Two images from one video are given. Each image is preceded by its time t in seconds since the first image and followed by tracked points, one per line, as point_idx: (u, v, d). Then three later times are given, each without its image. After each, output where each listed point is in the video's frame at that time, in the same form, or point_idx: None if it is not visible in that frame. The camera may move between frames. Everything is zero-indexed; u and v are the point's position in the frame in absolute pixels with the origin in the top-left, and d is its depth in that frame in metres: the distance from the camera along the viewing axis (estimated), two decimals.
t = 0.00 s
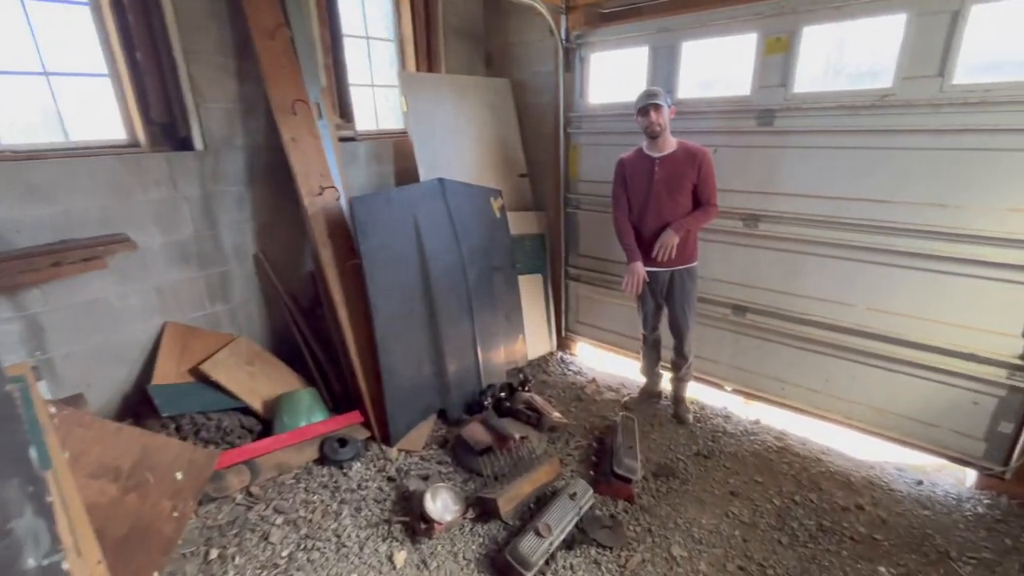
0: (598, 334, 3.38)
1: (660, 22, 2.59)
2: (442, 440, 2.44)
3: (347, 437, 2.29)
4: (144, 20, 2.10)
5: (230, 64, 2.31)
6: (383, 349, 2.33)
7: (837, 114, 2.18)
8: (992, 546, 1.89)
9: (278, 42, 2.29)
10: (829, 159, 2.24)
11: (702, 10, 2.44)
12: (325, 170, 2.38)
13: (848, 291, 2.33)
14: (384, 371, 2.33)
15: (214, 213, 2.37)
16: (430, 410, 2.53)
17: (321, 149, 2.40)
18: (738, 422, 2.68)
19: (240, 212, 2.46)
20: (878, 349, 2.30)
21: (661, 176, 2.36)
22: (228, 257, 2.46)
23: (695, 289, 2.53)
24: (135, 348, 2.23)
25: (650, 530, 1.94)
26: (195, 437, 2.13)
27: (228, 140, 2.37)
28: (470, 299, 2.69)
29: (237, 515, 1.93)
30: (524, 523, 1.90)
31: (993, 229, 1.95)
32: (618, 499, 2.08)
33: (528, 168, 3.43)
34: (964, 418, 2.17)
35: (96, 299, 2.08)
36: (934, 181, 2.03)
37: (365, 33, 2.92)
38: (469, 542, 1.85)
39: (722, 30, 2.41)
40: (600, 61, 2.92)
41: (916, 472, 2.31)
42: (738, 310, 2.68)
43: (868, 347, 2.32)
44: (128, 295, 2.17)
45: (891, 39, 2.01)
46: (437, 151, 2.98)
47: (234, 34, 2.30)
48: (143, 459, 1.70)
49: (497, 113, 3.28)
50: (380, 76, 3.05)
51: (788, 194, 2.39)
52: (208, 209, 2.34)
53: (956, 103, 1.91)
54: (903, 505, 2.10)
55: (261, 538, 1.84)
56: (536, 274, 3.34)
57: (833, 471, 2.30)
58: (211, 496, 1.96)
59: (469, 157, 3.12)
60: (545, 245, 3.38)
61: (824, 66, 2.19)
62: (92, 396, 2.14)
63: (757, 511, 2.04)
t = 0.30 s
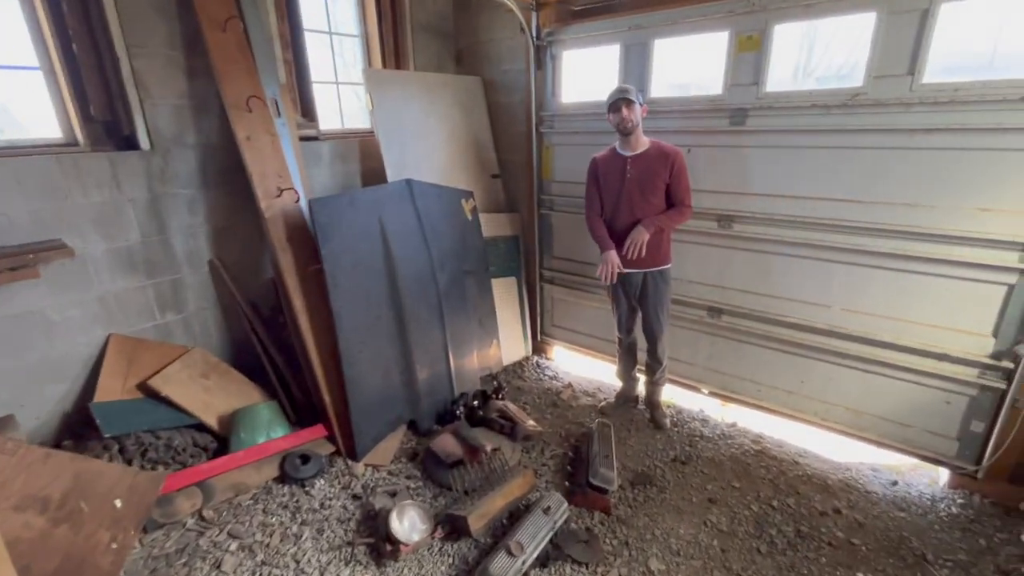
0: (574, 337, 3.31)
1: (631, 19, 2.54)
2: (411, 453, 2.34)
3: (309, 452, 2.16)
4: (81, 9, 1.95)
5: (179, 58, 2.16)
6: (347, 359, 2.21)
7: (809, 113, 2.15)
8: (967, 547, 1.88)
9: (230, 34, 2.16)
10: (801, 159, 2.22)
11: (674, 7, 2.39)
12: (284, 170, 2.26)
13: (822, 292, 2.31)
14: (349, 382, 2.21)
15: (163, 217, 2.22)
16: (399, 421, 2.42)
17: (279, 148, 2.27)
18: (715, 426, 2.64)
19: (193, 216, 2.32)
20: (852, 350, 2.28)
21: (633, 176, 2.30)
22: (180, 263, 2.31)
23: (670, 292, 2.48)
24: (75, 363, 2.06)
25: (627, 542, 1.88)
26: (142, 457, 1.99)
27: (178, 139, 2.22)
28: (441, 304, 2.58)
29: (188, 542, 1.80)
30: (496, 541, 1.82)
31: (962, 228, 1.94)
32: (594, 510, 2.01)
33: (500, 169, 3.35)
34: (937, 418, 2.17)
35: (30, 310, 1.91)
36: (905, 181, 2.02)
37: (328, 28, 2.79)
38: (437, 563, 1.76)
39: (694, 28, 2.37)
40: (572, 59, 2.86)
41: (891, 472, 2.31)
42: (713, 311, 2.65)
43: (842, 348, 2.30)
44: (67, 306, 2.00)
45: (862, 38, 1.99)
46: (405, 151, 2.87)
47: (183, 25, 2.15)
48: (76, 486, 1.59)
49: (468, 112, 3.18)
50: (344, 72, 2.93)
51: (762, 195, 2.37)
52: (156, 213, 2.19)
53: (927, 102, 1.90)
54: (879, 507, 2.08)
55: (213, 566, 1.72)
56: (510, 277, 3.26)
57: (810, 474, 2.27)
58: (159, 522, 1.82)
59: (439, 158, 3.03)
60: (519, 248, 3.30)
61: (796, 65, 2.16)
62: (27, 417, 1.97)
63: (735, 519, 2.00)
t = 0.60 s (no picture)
0: (555, 345, 3.24)
1: (610, 21, 2.49)
2: (383, 468, 2.25)
3: (274, 469, 2.06)
4: (29, 3, 1.84)
5: (136, 56, 2.06)
6: (314, 371, 2.11)
7: (790, 118, 2.12)
8: (951, 562, 1.83)
9: (191, 32, 2.07)
10: (781, 165, 2.18)
11: (653, 9, 2.35)
12: (249, 174, 2.16)
13: (803, 299, 2.27)
14: (316, 395, 2.11)
15: (120, 222, 2.11)
16: (371, 434, 2.33)
17: (244, 151, 2.18)
18: (697, 436, 2.58)
19: (153, 221, 2.21)
20: (834, 359, 2.24)
21: (612, 180, 2.25)
22: (138, 271, 2.20)
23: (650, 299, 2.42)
24: (22, 377, 1.94)
25: (604, 562, 1.80)
26: (91, 477, 1.87)
27: (136, 141, 2.12)
28: (416, 312, 2.50)
29: (137, 568, 1.69)
30: (466, 563, 1.74)
31: (942, 235, 1.91)
32: (571, 527, 1.94)
33: (479, 173, 3.28)
34: (920, 428, 2.13)
35: None
36: (885, 186, 1.98)
37: (301, 27, 2.70)
38: None
39: (674, 31, 2.32)
40: (552, 62, 2.80)
41: (874, 483, 2.27)
42: (695, 319, 2.59)
43: (824, 357, 2.26)
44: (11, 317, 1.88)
45: (842, 41, 1.95)
46: (380, 154, 2.79)
47: (141, 21, 2.05)
48: (12, 513, 1.50)
49: (447, 114, 3.11)
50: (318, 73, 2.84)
51: (742, 200, 2.32)
52: (112, 218, 2.08)
53: (906, 107, 1.87)
54: (863, 520, 2.03)
55: None
56: (490, 284, 3.18)
57: (792, 486, 2.22)
58: (105, 548, 1.69)
59: (416, 161, 2.95)
60: (499, 253, 3.23)
61: (776, 69, 2.13)
62: None
63: (716, 535, 1.94)
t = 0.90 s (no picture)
0: (547, 345, 3.20)
1: (601, 15, 2.44)
2: (368, 473, 2.20)
3: (255, 474, 2.01)
4: None
5: (111, 49, 2.00)
6: (297, 374, 2.06)
7: (783, 115, 2.08)
8: (945, 567, 1.80)
9: (168, 24, 2.00)
10: (774, 162, 2.14)
11: (644, 3, 2.30)
12: (229, 170, 2.10)
13: (797, 299, 2.24)
14: (299, 399, 2.06)
15: (95, 220, 2.05)
16: (356, 437, 2.28)
17: (223, 147, 2.12)
18: (689, 437, 2.55)
19: (130, 219, 2.15)
20: (828, 360, 2.21)
21: (603, 177, 2.20)
22: (115, 271, 2.14)
23: (642, 298, 2.38)
24: None
25: (593, 569, 1.76)
26: (64, 484, 1.82)
27: (112, 137, 2.05)
28: (403, 313, 2.44)
29: None
30: (451, 571, 1.69)
31: (937, 234, 1.88)
32: (560, 533, 1.89)
33: (470, 170, 3.22)
34: (914, 430, 2.10)
35: None
36: (879, 184, 1.95)
37: (285, 20, 2.64)
38: None
39: (666, 25, 2.28)
40: (542, 57, 2.75)
41: (868, 486, 2.24)
42: (688, 319, 2.55)
43: (818, 357, 2.23)
44: None
45: (835, 36, 1.91)
46: (367, 151, 2.72)
47: (115, 13, 1.99)
48: None
49: (436, 110, 3.05)
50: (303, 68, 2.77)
51: (735, 198, 2.28)
52: (87, 216, 2.02)
53: (901, 103, 1.83)
54: (856, 524, 2.00)
55: None
56: (480, 283, 3.13)
57: (785, 489, 2.19)
58: (77, 558, 1.63)
59: (404, 158, 2.89)
60: (490, 252, 3.18)
61: (770, 65, 2.09)
62: None
63: (708, 540, 1.90)
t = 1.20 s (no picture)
0: (538, 348, 3.17)
1: (592, 16, 2.42)
2: (356, 481, 2.16)
3: (239, 484, 1.96)
4: None
5: (89, 48, 1.95)
6: (282, 380, 2.01)
7: (773, 117, 2.07)
8: (937, 570, 1.80)
9: (148, 22, 1.95)
10: (764, 165, 2.14)
11: (634, 5, 2.29)
12: (212, 173, 2.06)
13: (787, 302, 2.23)
14: (284, 406, 2.01)
15: (72, 224, 1.99)
16: (344, 445, 2.24)
17: (206, 149, 2.07)
18: (681, 441, 2.53)
19: (109, 222, 2.09)
20: (818, 363, 2.20)
21: (595, 181, 2.18)
22: (94, 276, 2.08)
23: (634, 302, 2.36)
24: None
25: None
26: (39, 497, 1.76)
27: (90, 138, 2.00)
28: (392, 317, 2.40)
29: None
30: None
31: (926, 237, 1.88)
32: (551, 541, 1.87)
33: (459, 173, 3.19)
34: (905, 432, 2.10)
35: None
36: (869, 187, 1.95)
37: (270, 20, 2.59)
38: None
39: (655, 27, 2.27)
40: (532, 59, 2.73)
41: (859, 488, 2.24)
42: (679, 322, 2.54)
43: (809, 360, 2.22)
44: None
45: (824, 39, 1.91)
46: (355, 153, 2.68)
47: (94, 11, 1.93)
48: None
49: (425, 112, 3.02)
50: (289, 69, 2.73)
51: (726, 201, 2.27)
52: (64, 220, 1.96)
53: (890, 106, 1.83)
54: (847, 527, 2.00)
55: None
56: (470, 286, 3.09)
57: (777, 492, 2.18)
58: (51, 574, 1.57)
59: (392, 161, 2.85)
60: (480, 255, 3.15)
61: (759, 68, 2.08)
62: None
63: (700, 546, 1.88)
